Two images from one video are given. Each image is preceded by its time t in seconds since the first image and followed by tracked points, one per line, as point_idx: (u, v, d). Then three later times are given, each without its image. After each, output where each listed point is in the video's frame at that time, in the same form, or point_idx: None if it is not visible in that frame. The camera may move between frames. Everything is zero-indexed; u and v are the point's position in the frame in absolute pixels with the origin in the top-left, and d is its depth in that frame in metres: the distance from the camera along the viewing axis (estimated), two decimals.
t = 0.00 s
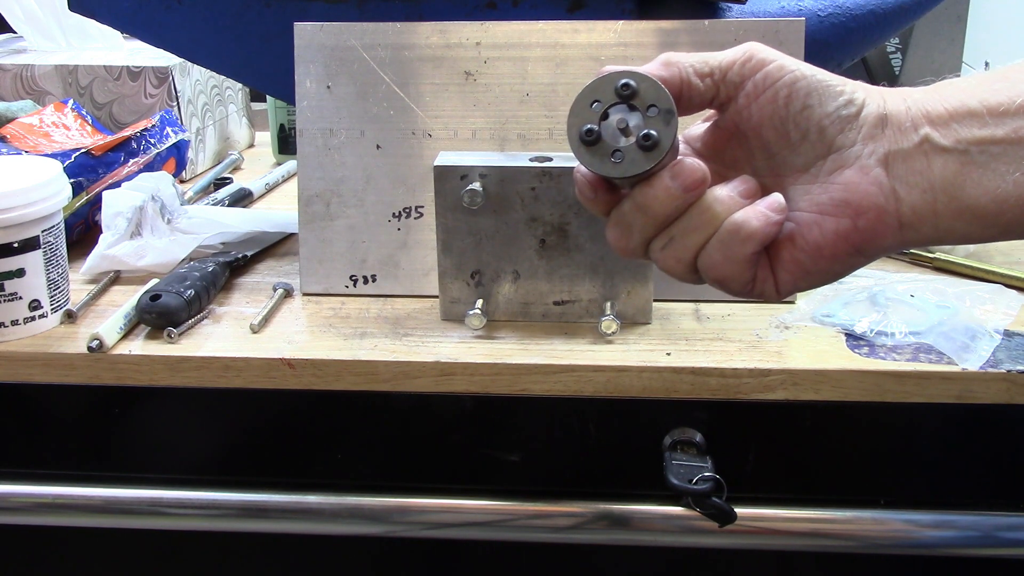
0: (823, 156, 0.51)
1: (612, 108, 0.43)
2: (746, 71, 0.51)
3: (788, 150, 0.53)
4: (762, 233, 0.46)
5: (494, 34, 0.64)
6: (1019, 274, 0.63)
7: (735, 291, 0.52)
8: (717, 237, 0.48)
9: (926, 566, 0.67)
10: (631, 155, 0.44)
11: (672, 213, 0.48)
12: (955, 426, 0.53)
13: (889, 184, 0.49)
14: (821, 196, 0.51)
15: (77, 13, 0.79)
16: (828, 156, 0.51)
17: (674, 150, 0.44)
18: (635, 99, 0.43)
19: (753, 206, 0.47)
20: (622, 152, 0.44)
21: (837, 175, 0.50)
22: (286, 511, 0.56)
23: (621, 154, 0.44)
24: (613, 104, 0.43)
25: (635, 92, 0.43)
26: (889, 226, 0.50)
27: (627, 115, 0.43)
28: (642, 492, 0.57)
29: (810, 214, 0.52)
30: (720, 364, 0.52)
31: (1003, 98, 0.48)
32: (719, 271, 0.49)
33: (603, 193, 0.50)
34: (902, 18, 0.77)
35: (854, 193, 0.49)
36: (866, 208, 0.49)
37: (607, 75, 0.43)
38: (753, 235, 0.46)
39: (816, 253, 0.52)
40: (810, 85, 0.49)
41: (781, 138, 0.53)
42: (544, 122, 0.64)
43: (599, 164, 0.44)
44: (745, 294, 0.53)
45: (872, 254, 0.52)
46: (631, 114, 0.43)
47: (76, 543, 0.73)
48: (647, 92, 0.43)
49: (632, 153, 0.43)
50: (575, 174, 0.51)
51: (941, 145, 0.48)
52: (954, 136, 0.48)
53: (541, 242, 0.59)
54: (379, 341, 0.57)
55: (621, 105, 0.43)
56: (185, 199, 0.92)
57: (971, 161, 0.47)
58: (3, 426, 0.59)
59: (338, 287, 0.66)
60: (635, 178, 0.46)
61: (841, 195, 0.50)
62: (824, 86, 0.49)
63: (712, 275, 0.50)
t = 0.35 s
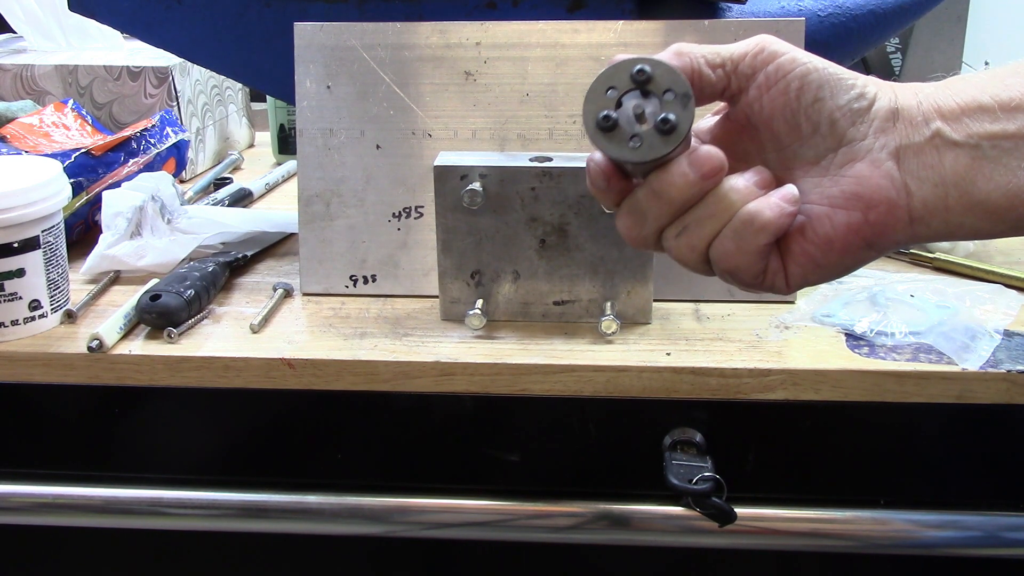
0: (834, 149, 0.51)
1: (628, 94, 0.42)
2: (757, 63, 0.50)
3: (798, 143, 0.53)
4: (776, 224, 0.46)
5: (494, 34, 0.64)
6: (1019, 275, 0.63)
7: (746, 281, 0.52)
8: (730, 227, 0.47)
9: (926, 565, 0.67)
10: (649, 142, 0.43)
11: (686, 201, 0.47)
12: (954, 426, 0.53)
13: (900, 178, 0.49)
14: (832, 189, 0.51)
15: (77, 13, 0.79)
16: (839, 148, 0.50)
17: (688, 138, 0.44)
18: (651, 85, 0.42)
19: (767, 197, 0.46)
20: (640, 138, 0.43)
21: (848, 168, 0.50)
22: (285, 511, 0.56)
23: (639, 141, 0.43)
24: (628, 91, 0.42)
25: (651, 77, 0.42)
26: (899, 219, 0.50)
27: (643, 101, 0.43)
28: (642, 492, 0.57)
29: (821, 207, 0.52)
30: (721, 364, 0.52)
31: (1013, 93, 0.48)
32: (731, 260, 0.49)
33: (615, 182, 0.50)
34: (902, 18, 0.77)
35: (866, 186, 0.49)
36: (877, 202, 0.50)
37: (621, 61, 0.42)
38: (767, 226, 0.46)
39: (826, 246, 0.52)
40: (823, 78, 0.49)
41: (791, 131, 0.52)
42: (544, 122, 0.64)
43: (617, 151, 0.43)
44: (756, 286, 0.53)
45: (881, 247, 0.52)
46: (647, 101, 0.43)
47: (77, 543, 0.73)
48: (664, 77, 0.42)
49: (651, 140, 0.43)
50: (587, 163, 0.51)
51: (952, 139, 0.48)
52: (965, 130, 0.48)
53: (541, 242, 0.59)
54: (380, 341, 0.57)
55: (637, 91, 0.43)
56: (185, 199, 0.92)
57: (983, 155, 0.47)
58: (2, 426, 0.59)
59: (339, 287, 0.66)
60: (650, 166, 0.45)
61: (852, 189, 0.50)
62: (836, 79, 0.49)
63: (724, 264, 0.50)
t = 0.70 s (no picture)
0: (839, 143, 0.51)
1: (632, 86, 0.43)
2: (760, 55, 0.51)
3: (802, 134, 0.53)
4: (779, 216, 0.46)
5: (494, 34, 0.64)
6: (1019, 275, 0.63)
7: (750, 273, 0.52)
8: (733, 219, 0.47)
9: (926, 565, 0.67)
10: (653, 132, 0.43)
11: (691, 192, 0.47)
12: (954, 426, 0.53)
13: (904, 170, 0.49)
14: (836, 182, 0.51)
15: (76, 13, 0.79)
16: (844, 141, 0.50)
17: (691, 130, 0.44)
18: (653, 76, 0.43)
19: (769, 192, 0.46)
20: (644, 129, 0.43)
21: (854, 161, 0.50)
22: (286, 511, 0.56)
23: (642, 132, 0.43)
24: (631, 81, 0.43)
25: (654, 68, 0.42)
26: (903, 212, 0.50)
27: (646, 91, 0.43)
28: (642, 492, 0.57)
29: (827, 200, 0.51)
30: (721, 364, 0.52)
31: (1017, 87, 0.48)
32: (734, 253, 0.49)
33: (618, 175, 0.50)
34: (902, 18, 0.77)
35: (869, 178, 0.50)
36: (881, 194, 0.49)
37: (624, 52, 0.43)
38: (770, 218, 0.46)
39: (830, 239, 0.52)
40: (826, 69, 0.49)
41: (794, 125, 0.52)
42: (544, 122, 0.64)
43: (621, 142, 0.43)
44: (758, 278, 0.53)
45: (885, 240, 0.52)
46: (649, 92, 0.43)
47: (78, 543, 0.73)
48: (666, 68, 0.42)
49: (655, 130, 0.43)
50: (589, 154, 0.50)
51: (957, 132, 0.48)
52: (970, 124, 0.48)
53: (541, 242, 0.59)
54: (380, 341, 0.57)
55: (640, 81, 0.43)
56: (185, 199, 0.92)
57: (987, 148, 0.48)
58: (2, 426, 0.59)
59: (339, 287, 0.66)
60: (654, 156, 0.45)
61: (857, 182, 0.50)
62: (840, 70, 0.49)
63: (728, 257, 0.50)
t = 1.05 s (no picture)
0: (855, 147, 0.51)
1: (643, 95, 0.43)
2: (780, 60, 0.52)
3: (820, 139, 0.54)
4: (787, 221, 0.46)
5: (494, 34, 0.64)
6: (1020, 275, 0.63)
7: (763, 278, 0.52)
8: (741, 226, 0.48)
9: (927, 566, 0.67)
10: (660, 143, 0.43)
11: (697, 203, 0.47)
12: (955, 426, 0.53)
13: (920, 174, 0.49)
14: (851, 185, 0.52)
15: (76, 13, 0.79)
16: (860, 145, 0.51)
17: (701, 139, 0.44)
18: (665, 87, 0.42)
19: (778, 195, 0.47)
20: (652, 138, 0.43)
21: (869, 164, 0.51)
22: (285, 511, 0.56)
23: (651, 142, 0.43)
24: (643, 90, 0.43)
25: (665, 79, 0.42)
26: (920, 216, 0.50)
27: (656, 101, 0.43)
28: (642, 492, 0.57)
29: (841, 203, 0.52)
30: (721, 364, 0.52)
31: None
32: (744, 258, 0.49)
33: (628, 180, 0.50)
34: (902, 18, 0.77)
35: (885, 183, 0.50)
36: (897, 198, 0.50)
37: (638, 60, 0.42)
38: (778, 224, 0.46)
39: (845, 243, 0.52)
40: (843, 73, 0.50)
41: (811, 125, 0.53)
42: (544, 122, 0.64)
43: (626, 151, 0.44)
44: (773, 280, 0.53)
45: (900, 245, 0.52)
46: (660, 101, 0.43)
47: (77, 543, 0.73)
48: (678, 79, 0.42)
49: (662, 141, 0.43)
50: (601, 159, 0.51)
51: (976, 136, 0.47)
52: (989, 128, 0.47)
53: (541, 242, 0.59)
54: (380, 341, 0.57)
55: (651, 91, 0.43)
56: (185, 199, 0.92)
57: (1006, 153, 0.47)
58: (2, 426, 0.59)
59: (339, 287, 0.66)
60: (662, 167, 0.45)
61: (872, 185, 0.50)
62: (857, 74, 0.50)
63: (738, 262, 0.50)
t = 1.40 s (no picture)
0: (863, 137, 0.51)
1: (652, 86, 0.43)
2: (788, 51, 0.51)
3: (829, 129, 0.53)
4: (794, 213, 0.45)
5: (494, 34, 0.64)
6: (1020, 275, 0.63)
7: (770, 270, 0.52)
8: (748, 219, 0.47)
9: (927, 566, 0.67)
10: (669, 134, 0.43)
11: (706, 194, 0.47)
12: (955, 427, 0.53)
13: (929, 166, 0.49)
14: (858, 176, 0.51)
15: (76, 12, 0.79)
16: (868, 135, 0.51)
17: (710, 132, 0.44)
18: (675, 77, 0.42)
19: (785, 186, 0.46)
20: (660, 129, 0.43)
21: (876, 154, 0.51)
22: (286, 511, 0.56)
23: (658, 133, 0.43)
24: (652, 81, 0.43)
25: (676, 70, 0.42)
26: (929, 209, 0.50)
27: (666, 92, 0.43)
28: (642, 492, 0.57)
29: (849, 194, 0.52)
30: (721, 364, 0.52)
31: None
32: (752, 251, 0.49)
33: (634, 171, 0.50)
34: (902, 18, 0.77)
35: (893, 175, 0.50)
36: (906, 190, 0.50)
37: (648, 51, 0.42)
38: (785, 216, 0.46)
39: (853, 234, 0.52)
40: (852, 64, 0.50)
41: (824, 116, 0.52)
42: (544, 122, 0.64)
43: (633, 142, 0.44)
44: (780, 274, 0.53)
45: (907, 237, 0.52)
46: (669, 93, 0.43)
47: (77, 544, 0.73)
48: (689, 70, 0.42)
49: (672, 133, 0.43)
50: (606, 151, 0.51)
51: (985, 128, 0.47)
52: (998, 120, 0.47)
53: (541, 242, 0.59)
54: (380, 341, 0.57)
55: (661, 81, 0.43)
56: (185, 199, 0.92)
57: (1014, 145, 0.47)
58: (2, 426, 0.59)
59: (339, 287, 0.66)
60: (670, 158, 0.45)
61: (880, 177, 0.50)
62: (867, 65, 0.50)
63: (745, 256, 0.50)
